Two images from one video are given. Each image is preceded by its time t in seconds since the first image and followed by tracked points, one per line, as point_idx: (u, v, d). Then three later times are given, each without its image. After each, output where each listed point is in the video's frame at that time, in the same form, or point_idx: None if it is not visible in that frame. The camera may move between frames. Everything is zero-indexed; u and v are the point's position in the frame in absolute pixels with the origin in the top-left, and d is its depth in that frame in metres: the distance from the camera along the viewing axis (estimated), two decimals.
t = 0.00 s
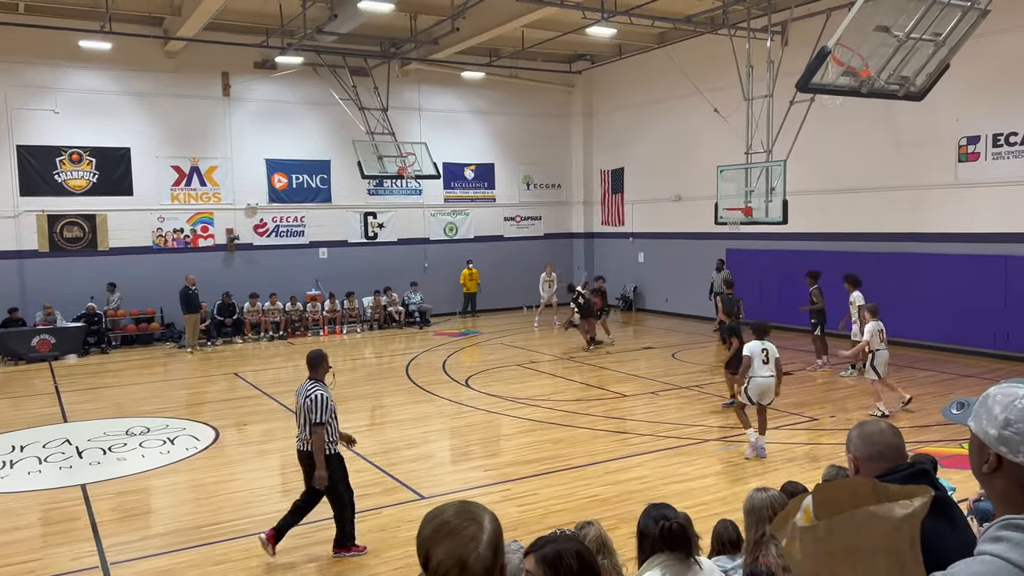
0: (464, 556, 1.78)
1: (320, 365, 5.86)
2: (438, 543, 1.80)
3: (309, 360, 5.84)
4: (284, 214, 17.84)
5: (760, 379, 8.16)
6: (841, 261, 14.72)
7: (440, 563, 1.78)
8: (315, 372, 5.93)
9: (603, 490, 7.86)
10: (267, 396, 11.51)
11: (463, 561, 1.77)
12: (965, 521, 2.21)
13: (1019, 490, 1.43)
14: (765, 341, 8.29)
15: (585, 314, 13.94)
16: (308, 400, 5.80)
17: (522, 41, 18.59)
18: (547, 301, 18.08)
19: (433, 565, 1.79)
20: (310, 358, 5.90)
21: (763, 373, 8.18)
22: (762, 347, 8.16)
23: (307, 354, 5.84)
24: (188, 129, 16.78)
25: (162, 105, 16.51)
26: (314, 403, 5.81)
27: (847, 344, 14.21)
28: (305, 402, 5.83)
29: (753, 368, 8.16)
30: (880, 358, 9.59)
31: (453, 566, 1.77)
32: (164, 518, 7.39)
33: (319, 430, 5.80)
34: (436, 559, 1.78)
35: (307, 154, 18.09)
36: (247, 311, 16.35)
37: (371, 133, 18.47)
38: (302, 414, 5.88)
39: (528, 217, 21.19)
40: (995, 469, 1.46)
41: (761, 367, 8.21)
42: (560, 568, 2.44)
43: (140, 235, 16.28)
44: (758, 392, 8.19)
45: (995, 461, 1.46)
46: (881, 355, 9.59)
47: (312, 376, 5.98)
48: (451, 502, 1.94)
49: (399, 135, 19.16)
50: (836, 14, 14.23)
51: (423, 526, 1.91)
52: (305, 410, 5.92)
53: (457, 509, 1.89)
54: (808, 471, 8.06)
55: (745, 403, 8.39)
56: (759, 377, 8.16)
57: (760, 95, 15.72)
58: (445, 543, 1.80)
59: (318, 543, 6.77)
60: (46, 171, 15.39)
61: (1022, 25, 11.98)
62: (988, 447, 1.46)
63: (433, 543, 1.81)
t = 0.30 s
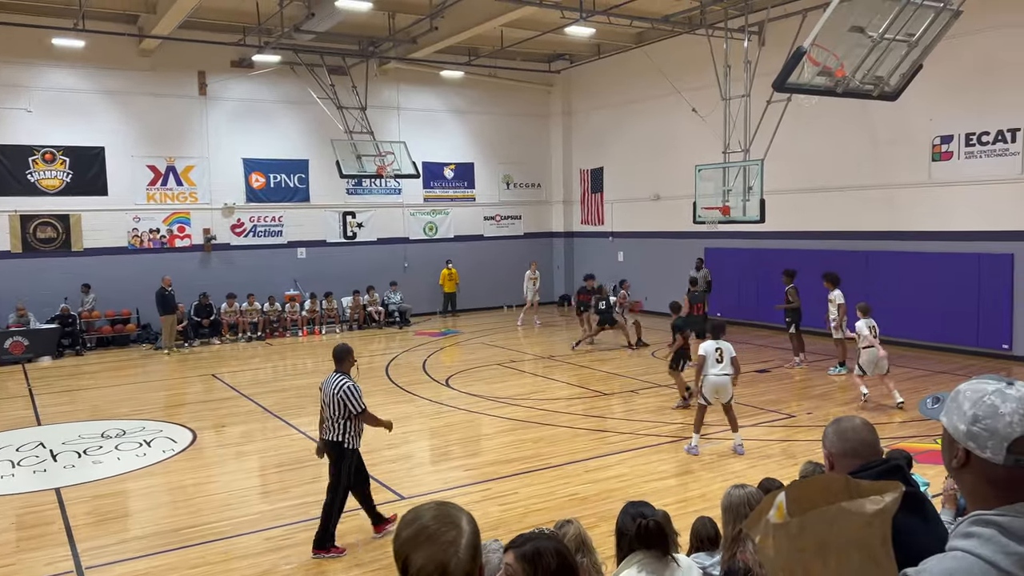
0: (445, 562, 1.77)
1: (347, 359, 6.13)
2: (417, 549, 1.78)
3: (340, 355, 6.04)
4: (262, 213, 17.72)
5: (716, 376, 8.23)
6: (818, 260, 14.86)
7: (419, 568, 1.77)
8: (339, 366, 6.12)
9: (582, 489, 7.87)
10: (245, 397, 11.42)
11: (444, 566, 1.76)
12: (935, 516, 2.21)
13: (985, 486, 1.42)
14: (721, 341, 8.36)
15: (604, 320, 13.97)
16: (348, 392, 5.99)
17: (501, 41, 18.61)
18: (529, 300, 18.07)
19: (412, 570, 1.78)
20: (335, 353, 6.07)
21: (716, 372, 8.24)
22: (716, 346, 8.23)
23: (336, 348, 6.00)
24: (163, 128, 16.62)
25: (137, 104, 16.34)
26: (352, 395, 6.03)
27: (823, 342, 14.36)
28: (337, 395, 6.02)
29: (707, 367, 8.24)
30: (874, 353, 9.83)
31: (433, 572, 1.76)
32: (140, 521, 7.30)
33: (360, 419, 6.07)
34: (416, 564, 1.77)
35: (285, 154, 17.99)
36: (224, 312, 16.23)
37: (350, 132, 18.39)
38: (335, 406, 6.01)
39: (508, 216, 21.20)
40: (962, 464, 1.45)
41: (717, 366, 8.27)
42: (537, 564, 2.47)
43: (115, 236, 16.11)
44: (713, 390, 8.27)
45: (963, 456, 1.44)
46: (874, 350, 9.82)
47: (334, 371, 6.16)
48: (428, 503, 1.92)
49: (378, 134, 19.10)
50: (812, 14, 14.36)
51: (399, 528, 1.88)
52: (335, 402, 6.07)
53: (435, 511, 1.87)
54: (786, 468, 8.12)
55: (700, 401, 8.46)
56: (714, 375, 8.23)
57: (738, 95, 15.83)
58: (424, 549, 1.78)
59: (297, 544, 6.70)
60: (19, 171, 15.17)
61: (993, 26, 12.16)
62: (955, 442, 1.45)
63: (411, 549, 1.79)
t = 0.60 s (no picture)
0: (431, 559, 1.76)
1: (371, 351, 6.10)
2: (403, 546, 1.77)
3: (364, 348, 6.02)
4: (242, 211, 17.60)
5: (684, 369, 8.28)
6: (799, 256, 14.98)
7: (405, 565, 1.76)
8: (362, 359, 6.10)
9: (566, 485, 7.90)
10: (226, 396, 11.35)
11: (430, 563, 1.76)
12: (912, 508, 2.36)
13: (954, 477, 1.51)
14: (686, 334, 8.41)
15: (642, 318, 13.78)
16: (373, 384, 5.95)
17: (482, 37, 18.59)
18: (512, 297, 18.05)
19: (397, 568, 1.77)
20: (358, 347, 6.06)
21: (681, 364, 8.29)
22: (681, 339, 8.30)
23: (359, 342, 5.99)
24: (141, 125, 16.47)
25: (114, 101, 16.18)
26: (378, 386, 5.99)
27: (804, 338, 14.47)
28: (362, 388, 5.99)
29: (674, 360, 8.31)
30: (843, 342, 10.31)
31: (419, 568, 1.75)
32: (120, 522, 7.24)
33: (387, 410, 6.07)
34: (401, 562, 1.76)
35: (265, 151, 17.88)
36: (203, 310, 16.09)
37: (330, 129, 18.30)
38: (362, 399, 6.00)
39: (490, 214, 21.18)
40: (934, 455, 1.54)
41: (682, 359, 8.32)
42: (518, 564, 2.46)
43: (92, 234, 15.94)
44: (681, 384, 8.31)
45: (933, 447, 1.54)
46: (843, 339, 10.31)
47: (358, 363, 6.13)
48: (413, 499, 1.91)
49: (359, 131, 19.02)
50: (791, 12, 14.45)
51: (384, 523, 1.87)
52: (363, 394, 6.04)
53: (419, 507, 1.86)
54: (767, 462, 8.19)
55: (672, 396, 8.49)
56: (681, 368, 8.28)
57: (718, 92, 15.90)
58: (410, 545, 1.77)
59: (279, 543, 6.67)
60: None
61: (967, 24, 12.29)
62: (927, 433, 1.54)
63: (397, 546, 1.78)
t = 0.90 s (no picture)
0: (419, 556, 1.76)
1: (390, 341, 6.12)
2: (390, 544, 1.77)
3: (380, 338, 6.05)
4: (227, 208, 17.50)
5: (665, 364, 8.31)
6: (785, 252, 15.05)
7: (394, 563, 1.76)
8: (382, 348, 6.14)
9: (553, 480, 7.91)
10: (212, 394, 11.30)
11: (418, 560, 1.75)
12: (895, 500, 2.36)
13: (936, 465, 1.52)
14: (668, 329, 8.43)
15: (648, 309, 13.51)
16: (389, 371, 5.95)
17: (468, 33, 18.55)
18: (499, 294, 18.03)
19: (386, 566, 1.77)
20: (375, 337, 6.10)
21: (664, 359, 8.32)
22: (664, 335, 8.34)
23: (377, 330, 6.09)
24: (124, 121, 16.33)
25: (97, 97, 16.03)
26: (395, 373, 5.98)
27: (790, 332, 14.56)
28: (379, 375, 6.00)
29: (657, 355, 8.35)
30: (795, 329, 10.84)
31: (407, 566, 1.75)
32: (105, 521, 7.19)
33: (403, 398, 5.97)
34: (389, 560, 1.76)
35: (250, 146, 17.77)
36: (188, 307, 15.96)
37: (316, 125, 18.21)
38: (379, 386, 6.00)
39: (477, 210, 21.16)
40: (918, 442, 1.55)
41: (665, 354, 8.35)
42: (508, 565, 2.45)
43: (75, 230, 15.82)
44: (664, 377, 8.34)
45: (918, 435, 1.55)
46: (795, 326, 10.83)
47: (378, 353, 6.17)
48: (402, 495, 1.90)
49: (345, 127, 18.94)
50: (776, 8, 14.50)
51: (372, 521, 1.87)
52: (381, 382, 6.04)
53: (407, 504, 1.86)
54: (752, 456, 8.23)
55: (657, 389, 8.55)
56: (663, 363, 8.31)
57: (704, 88, 15.93)
58: (397, 543, 1.77)
59: (265, 541, 6.64)
60: None
61: (951, 21, 12.36)
62: (912, 421, 1.55)
63: (385, 544, 1.77)
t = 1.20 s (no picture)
0: (406, 552, 1.77)
1: (415, 333, 6.27)
2: (377, 540, 1.78)
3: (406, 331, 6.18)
4: (215, 203, 17.42)
5: (655, 359, 8.34)
6: (773, 247, 15.12)
7: (381, 560, 1.77)
8: (407, 340, 6.29)
9: (543, 475, 7.93)
10: (200, 390, 11.27)
11: (405, 557, 1.76)
12: (881, 492, 2.39)
13: (924, 456, 1.53)
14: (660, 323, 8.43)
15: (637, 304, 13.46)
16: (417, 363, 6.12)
17: (457, 27, 18.52)
18: (490, 291, 17.98)
19: (372, 562, 1.78)
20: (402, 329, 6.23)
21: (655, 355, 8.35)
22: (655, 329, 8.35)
23: (402, 324, 6.19)
24: (111, 116, 16.22)
25: (83, 92, 15.91)
26: (422, 366, 6.16)
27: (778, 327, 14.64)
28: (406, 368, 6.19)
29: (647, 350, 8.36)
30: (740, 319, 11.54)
31: (395, 563, 1.76)
32: (93, 518, 7.16)
33: (429, 390, 6.18)
34: (376, 556, 1.76)
35: (238, 142, 17.70)
36: (176, 303, 15.87)
37: (304, 120, 18.13)
38: (406, 378, 6.19)
39: (466, 205, 21.15)
40: (907, 432, 1.56)
41: (657, 348, 8.38)
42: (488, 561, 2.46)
43: (61, 227, 15.71)
44: (654, 372, 8.38)
45: (909, 425, 1.55)
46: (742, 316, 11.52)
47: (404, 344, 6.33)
48: (389, 491, 1.89)
49: (333, 122, 18.88)
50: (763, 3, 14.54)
51: (359, 516, 1.87)
52: (407, 374, 6.23)
53: (395, 500, 1.85)
54: (741, 450, 8.28)
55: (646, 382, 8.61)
56: (653, 358, 8.35)
57: (692, 83, 15.97)
58: (384, 540, 1.77)
59: (254, 538, 6.63)
60: None
61: (936, 16, 12.44)
62: (903, 411, 1.56)
63: (372, 540, 1.78)
